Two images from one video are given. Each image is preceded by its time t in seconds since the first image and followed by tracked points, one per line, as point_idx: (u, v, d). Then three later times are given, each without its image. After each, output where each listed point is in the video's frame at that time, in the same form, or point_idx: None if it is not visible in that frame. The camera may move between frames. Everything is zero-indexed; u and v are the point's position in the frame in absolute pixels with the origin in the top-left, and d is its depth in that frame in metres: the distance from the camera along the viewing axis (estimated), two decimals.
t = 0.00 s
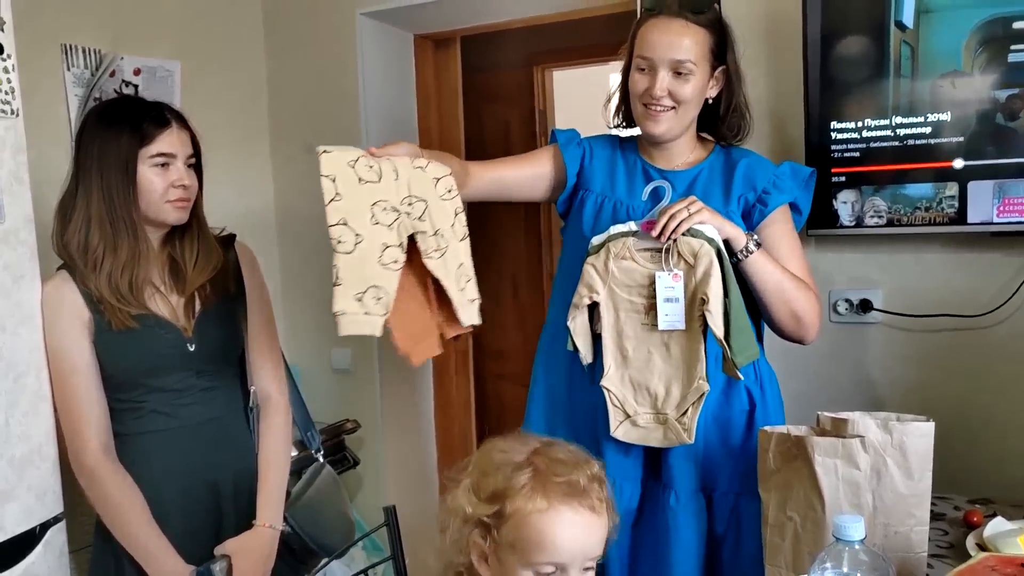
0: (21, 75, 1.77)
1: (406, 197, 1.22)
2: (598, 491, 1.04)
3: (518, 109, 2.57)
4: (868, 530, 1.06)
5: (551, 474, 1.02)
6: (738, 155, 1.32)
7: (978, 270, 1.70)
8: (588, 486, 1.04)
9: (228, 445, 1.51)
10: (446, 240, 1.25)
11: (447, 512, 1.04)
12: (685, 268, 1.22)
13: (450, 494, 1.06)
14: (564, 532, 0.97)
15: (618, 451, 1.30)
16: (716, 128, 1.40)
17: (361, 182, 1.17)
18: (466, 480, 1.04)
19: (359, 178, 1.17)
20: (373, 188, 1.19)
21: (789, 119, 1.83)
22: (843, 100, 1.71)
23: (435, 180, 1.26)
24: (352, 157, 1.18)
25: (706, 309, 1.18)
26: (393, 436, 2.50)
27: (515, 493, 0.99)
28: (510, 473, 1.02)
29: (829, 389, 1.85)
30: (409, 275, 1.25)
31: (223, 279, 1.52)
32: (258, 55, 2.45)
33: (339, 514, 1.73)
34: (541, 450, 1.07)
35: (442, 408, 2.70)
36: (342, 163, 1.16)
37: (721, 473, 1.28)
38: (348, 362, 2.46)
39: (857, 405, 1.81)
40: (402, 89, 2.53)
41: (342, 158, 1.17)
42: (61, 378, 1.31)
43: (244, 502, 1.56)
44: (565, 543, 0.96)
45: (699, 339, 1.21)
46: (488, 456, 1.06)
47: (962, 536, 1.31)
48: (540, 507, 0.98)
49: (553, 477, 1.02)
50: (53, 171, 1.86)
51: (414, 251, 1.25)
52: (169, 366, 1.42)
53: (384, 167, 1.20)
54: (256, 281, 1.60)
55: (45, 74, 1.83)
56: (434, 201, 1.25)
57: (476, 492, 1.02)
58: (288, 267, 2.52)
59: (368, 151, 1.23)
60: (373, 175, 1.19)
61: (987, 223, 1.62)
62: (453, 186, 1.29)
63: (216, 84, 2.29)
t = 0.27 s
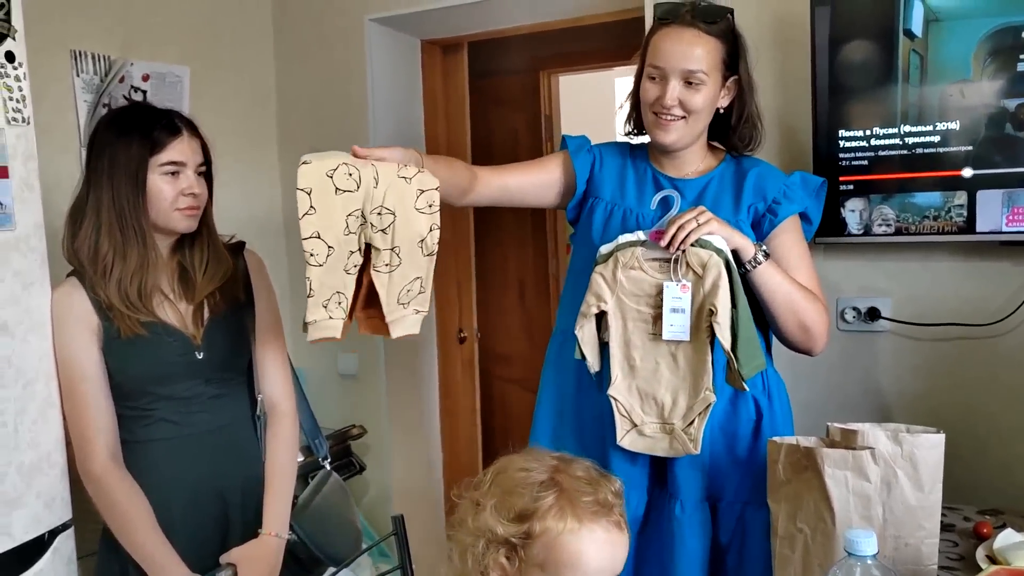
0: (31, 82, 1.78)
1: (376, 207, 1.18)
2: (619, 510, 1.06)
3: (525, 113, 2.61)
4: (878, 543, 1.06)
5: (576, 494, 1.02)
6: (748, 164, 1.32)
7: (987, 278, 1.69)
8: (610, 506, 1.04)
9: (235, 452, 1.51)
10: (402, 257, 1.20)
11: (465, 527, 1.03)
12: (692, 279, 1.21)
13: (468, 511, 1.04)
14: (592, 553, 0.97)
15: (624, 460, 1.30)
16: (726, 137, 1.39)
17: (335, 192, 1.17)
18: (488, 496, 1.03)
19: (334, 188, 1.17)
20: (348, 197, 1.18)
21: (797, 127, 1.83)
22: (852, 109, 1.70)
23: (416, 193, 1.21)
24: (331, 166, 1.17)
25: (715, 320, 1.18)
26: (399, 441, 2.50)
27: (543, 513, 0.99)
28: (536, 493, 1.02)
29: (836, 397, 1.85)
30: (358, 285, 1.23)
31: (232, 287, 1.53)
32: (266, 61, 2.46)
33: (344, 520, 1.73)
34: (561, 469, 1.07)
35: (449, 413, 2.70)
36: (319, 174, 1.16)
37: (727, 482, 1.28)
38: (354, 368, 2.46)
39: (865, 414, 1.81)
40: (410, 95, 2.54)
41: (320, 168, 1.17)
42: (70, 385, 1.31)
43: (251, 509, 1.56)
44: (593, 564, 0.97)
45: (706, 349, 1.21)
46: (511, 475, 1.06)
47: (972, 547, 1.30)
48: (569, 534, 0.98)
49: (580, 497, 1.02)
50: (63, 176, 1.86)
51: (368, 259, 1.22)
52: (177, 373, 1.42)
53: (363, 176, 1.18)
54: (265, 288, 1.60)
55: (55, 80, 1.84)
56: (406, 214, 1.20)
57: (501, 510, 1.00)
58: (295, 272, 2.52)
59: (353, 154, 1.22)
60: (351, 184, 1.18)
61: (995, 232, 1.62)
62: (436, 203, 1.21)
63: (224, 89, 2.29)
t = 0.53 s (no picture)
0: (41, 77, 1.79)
1: (389, 196, 1.19)
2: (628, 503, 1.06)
3: (530, 110, 2.61)
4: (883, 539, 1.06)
5: (585, 487, 1.03)
6: (755, 162, 1.33)
7: (992, 278, 1.69)
8: (619, 499, 1.05)
9: (241, 446, 1.52)
10: (422, 244, 1.21)
11: (473, 518, 1.04)
12: (697, 274, 1.22)
13: (476, 502, 1.05)
14: (600, 546, 0.98)
15: (629, 455, 1.30)
16: (733, 136, 1.39)
17: (350, 182, 1.17)
18: (498, 488, 1.04)
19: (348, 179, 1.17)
20: (362, 188, 1.18)
21: (802, 127, 1.84)
22: (858, 108, 1.71)
23: (425, 180, 1.22)
24: (344, 155, 1.18)
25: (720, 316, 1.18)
26: (403, 438, 2.50)
27: (552, 505, 1.00)
28: (545, 486, 1.02)
29: (841, 395, 1.85)
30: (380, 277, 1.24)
31: (241, 283, 1.54)
32: (273, 58, 2.46)
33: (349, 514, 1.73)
34: (569, 464, 1.07)
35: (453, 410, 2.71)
36: (333, 163, 1.16)
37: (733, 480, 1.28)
38: (359, 364, 2.47)
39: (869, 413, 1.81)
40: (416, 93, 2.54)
41: (333, 157, 1.17)
42: (79, 379, 1.32)
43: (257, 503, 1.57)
44: (601, 557, 0.97)
45: (711, 345, 1.22)
46: (521, 467, 1.06)
47: (976, 544, 1.30)
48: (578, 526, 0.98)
49: (588, 491, 1.02)
50: (72, 172, 1.87)
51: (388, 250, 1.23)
52: (185, 367, 1.43)
53: (376, 165, 1.18)
54: (272, 283, 1.61)
55: (64, 76, 1.85)
56: (418, 202, 1.21)
57: (511, 503, 1.01)
58: (301, 269, 2.53)
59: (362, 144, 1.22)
60: (366, 174, 1.18)
61: (1001, 231, 1.62)
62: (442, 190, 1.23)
63: (231, 86, 2.30)
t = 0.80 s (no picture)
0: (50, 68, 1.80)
1: (436, 177, 1.22)
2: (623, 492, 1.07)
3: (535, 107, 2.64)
4: (883, 528, 1.07)
5: (579, 476, 1.03)
6: (758, 154, 1.33)
7: (995, 273, 1.70)
8: (614, 488, 1.06)
9: (247, 434, 1.53)
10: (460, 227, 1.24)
11: (471, 505, 1.06)
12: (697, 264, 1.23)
13: (474, 489, 1.07)
14: (595, 535, 0.98)
15: (630, 445, 1.31)
16: (738, 129, 1.39)
17: (414, 156, 1.17)
18: (495, 475, 1.05)
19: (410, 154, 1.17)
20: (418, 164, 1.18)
21: (807, 122, 1.84)
22: (862, 102, 1.71)
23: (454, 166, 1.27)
24: (404, 129, 1.18)
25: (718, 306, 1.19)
26: (407, 430, 2.52)
27: (547, 494, 1.01)
28: (540, 475, 1.03)
29: (843, 389, 1.86)
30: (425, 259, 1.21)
31: (247, 272, 1.55)
32: (279, 52, 2.48)
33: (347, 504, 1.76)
34: (566, 451, 1.08)
35: (457, 403, 2.72)
36: (398, 135, 1.16)
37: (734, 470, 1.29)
38: (363, 356, 2.48)
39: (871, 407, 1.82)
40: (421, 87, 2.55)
41: (397, 129, 1.17)
42: (87, 365, 1.33)
43: (261, 490, 1.58)
44: (595, 546, 0.98)
45: (710, 334, 1.23)
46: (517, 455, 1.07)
47: (977, 536, 1.31)
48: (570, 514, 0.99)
49: (583, 479, 1.03)
50: (80, 162, 1.89)
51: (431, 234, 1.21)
52: (191, 355, 1.44)
53: (428, 144, 1.21)
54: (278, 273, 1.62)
55: (72, 67, 1.86)
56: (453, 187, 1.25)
57: (506, 491, 1.02)
58: (306, 261, 2.54)
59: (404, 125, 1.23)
60: (421, 150, 1.19)
61: (1005, 226, 1.62)
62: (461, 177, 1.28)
63: (237, 79, 2.32)
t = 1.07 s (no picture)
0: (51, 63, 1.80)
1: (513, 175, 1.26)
2: (622, 492, 1.06)
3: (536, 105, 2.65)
4: (882, 526, 1.07)
5: (578, 474, 1.03)
6: (757, 151, 1.33)
7: (996, 271, 1.69)
8: (613, 488, 1.05)
9: (246, 429, 1.53)
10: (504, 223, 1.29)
11: (468, 500, 1.06)
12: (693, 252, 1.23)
13: (472, 484, 1.07)
14: (592, 535, 0.98)
15: (630, 443, 1.31)
16: (737, 125, 1.39)
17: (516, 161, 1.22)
18: (493, 471, 1.05)
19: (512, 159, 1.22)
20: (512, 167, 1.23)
21: (808, 120, 1.84)
22: (864, 100, 1.71)
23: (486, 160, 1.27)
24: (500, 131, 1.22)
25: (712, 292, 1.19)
26: (407, 427, 2.52)
27: (545, 492, 1.00)
28: (539, 473, 1.03)
29: (843, 387, 1.86)
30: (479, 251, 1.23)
31: (248, 268, 1.55)
32: (281, 48, 2.48)
33: (348, 500, 1.76)
34: (564, 450, 1.08)
35: (457, 401, 2.73)
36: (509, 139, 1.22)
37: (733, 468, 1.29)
38: (364, 353, 2.48)
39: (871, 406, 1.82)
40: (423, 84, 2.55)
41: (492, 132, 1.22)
42: (86, 359, 1.33)
43: (260, 486, 1.58)
44: (592, 546, 0.98)
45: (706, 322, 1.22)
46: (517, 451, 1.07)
47: (976, 535, 1.31)
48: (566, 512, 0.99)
49: (582, 478, 1.03)
50: (80, 158, 1.89)
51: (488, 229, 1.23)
52: (191, 349, 1.45)
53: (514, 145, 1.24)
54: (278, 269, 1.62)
55: (73, 62, 1.86)
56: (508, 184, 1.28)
57: (504, 488, 1.03)
58: (306, 258, 2.54)
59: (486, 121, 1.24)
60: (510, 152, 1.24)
61: (1006, 224, 1.62)
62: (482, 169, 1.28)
63: (239, 75, 2.32)
